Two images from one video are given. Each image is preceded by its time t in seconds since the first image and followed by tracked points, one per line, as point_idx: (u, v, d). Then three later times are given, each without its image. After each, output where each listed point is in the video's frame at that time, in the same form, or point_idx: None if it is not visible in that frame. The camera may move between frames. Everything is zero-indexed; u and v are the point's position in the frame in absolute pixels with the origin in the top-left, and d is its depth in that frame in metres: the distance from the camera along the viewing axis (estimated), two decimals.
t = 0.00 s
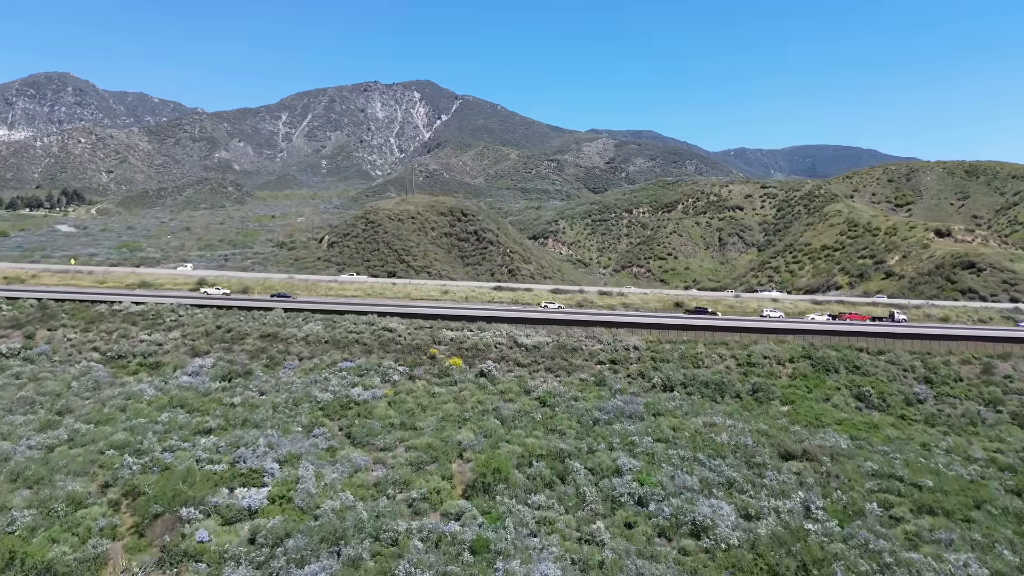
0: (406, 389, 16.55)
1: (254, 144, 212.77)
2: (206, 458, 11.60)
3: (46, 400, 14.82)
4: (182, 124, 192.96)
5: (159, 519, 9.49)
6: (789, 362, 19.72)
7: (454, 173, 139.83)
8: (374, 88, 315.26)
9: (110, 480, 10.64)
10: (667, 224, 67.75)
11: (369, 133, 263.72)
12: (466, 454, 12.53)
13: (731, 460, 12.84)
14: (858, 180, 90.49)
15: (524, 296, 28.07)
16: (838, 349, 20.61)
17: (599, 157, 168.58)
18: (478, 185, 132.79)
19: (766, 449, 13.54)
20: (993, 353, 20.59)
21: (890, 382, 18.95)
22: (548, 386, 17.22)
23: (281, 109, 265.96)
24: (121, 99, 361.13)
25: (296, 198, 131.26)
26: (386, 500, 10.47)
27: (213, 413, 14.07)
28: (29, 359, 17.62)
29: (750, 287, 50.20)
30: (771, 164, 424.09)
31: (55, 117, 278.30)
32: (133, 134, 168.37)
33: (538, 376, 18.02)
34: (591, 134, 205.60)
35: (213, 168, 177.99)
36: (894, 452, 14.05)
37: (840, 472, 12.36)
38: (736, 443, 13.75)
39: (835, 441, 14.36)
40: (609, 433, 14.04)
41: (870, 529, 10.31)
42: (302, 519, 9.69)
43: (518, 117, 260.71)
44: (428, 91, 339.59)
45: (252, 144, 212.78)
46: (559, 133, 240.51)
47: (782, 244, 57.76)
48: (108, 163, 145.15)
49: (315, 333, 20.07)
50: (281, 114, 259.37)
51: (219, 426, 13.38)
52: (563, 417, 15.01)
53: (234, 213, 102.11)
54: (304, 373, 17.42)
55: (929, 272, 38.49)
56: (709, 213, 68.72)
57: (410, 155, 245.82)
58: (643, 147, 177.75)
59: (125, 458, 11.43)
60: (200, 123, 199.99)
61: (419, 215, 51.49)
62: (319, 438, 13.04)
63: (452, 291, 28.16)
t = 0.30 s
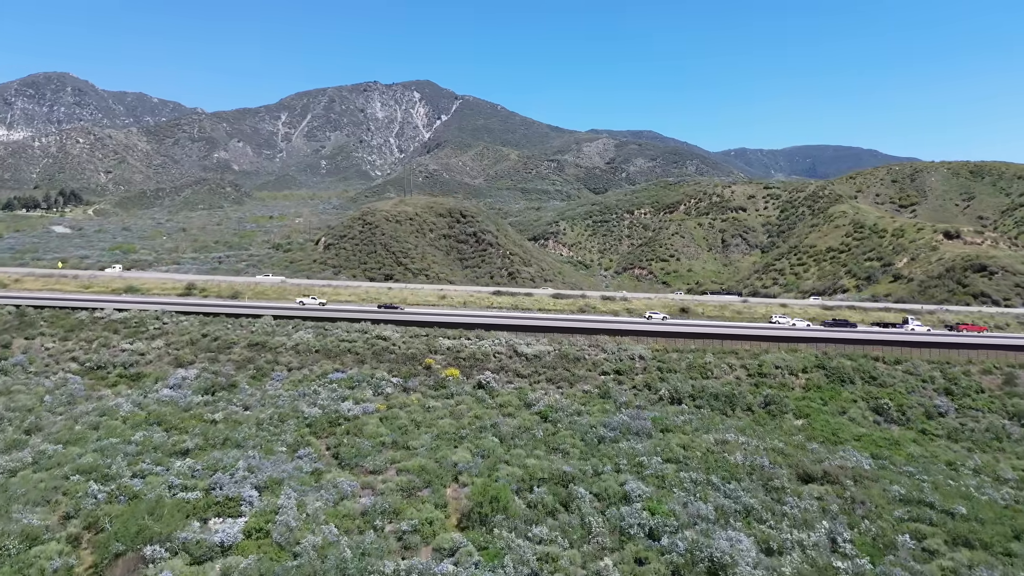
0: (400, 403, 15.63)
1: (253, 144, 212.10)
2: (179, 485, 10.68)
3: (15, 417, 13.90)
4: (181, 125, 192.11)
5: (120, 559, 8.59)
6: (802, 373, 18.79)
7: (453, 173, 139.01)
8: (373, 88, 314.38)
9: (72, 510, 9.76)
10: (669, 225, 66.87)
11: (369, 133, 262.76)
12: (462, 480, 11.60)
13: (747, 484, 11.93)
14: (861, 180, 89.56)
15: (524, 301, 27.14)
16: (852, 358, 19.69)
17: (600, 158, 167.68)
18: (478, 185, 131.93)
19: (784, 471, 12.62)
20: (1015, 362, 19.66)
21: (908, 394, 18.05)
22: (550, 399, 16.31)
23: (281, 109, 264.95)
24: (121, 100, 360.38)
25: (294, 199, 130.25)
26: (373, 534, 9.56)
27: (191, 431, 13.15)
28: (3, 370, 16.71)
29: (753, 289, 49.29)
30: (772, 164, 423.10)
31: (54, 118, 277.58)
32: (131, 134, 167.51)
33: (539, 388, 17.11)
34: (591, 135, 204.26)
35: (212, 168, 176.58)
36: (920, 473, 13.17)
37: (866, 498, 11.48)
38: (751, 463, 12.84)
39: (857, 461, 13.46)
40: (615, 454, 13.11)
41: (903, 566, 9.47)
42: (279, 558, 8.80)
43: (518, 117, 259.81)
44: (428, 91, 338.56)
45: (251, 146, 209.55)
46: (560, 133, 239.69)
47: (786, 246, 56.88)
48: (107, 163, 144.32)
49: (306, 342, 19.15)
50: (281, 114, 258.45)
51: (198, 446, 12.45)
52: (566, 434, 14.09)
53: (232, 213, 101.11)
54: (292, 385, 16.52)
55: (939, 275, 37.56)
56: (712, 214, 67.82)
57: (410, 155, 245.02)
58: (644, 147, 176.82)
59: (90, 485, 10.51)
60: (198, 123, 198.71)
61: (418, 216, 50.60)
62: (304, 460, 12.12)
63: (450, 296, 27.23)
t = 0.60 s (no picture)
0: (393, 418, 14.69)
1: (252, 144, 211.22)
2: (147, 516, 9.76)
3: None
4: (180, 125, 191.28)
5: None
6: (816, 384, 17.87)
7: (453, 173, 138.16)
8: (373, 88, 313.56)
9: (26, 547, 8.84)
10: (671, 226, 65.99)
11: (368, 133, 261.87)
12: (457, 508, 10.69)
13: (765, 511, 11.07)
14: (865, 181, 88.61)
15: (524, 306, 26.22)
16: (868, 368, 18.78)
17: (600, 158, 166.79)
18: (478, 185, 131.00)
19: (804, 496, 11.72)
20: None
21: (929, 407, 17.15)
22: (552, 413, 15.39)
23: (280, 109, 264.17)
24: (121, 100, 359.74)
25: (293, 199, 129.27)
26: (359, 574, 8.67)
27: (167, 452, 12.23)
28: None
29: (758, 292, 48.43)
30: (773, 164, 421.98)
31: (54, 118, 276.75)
32: (130, 134, 166.72)
33: (541, 401, 16.19)
34: (591, 134, 203.35)
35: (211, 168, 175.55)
36: (951, 497, 12.28)
37: (896, 529, 10.66)
38: (768, 486, 11.95)
39: (882, 484, 12.57)
40: (623, 476, 12.21)
41: None
42: None
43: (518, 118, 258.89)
44: (428, 91, 337.52)
45: (250, 146, 208.74)
46: (560, 133, 238.79)
47: (791, 247, 55.98)
48: (105, 163, 143.43)
49: (295, 352, 18.25)
50: (280, 114, 257.59)
51: (173, 469, 11.54)
52: (569, 454, 13.19)
53: (230, 214, 100.21)
54: (279, 399, 15.59)
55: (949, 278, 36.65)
56: (715, 214, 66.91)
57: (410, 155, 244.19)
58: (644, 147, 175.83)
59: (50, 516, 9.60)
60: (198, 123, 198.04)
61: (416, 217, 49.72)
62: (287, 485, 11.21)
63: (448, 301, 26.31)
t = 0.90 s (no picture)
0: (385, 435, 13.78)
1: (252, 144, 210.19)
2: (109, 554, 8.87)
3: None
4: (179, 125, 190.30)
5: None
6: (832, 397, 16.97)
7: (453, 173, 137.26)
8: (373, 88, 312.64)
9: None
10: (673, 227, 65.13)
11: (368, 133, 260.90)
12: (452, 541, 9.81)
13: (786, 544, 10.21)
14: (869, 181, 87.67)
15: (524, 312, 25.31)
16: (886, 379, 17.88)
17: (601, 158, 165.85)
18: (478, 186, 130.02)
19: (828, 526, 10.84)
20: None
21: (951, 422, 16.25)
22: (554, 430, 14.47)
23: (280, 109, 263.32)
24: (121, 100, 358.97)
25: (292, 199, 128.26)
26: None
27: (139, 476, 11.33)
28: None
29: (763, 295, 47.54)
30: (773, 164, 420.88)
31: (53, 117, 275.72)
32: (129, 134, 165.81)
33: (542, 416, 15.28)
34: (591, 134, 202.40)
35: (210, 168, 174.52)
36: (986, 525, 11.48)
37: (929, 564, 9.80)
38: (790, 514, 11.15)
39: (909, 510, 11.71)
40: (631, 503, 11.32)
41: None
42: None
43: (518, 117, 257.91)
44: (428, 91, 336.68)
45: (250, 146, 206.86)
46: (560, 133, 237.85)
47: (795, 249, 55.04)
48: (104, 163, 142.39)
49: (284, 362, 17.34)
50: (280, 114, 256.64)
51: (143, 496, 10.63)
52: (573, 476, 12.30)
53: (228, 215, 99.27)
54: (265, 414, 14.69)
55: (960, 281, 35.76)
56: (718, 215, 66.00)
57: (410, 155, 243.32)
58: (645, 147, 174.88)
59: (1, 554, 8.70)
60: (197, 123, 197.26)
61: (414, 218, 48.84)
62: (266, 514, 10.33)
63: (445, 307, 25.40)
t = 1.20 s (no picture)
0: (376, 455, 12.90)
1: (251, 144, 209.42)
2: None
3: None
4: (178, 125, 189.67)
5: None
6: (849, 411, 16.08)
7: (453, 173, 136.51)
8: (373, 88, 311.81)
9: None
10: (676, 228, 64.33)
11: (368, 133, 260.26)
12: None
13: None
14: (872, 181, 86.75)
15: (524, 318, 24.45)
16: (906, 392, 16.99)
17: (601, 158, 165.05)
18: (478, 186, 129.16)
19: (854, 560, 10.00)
20: None
21: (976, 437, 15.36)
22: (556, 448, 13.59)
23: (280, 109, 262.67)
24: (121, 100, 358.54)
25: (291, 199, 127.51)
26: None
27: (108, 505, 10.49)
28: None
29: (767, 297, 46.68)
30: (774, 164, 419.78)
31: (53, 117, 275.24)
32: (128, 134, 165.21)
33: (544, 432, 14.42)
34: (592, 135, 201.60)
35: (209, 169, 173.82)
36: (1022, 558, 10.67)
37: None
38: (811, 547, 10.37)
39: (938, 541, 10.87)
40: (641, 534, 10.48)
41: None
42: None
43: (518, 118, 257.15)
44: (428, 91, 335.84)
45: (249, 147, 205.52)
46: (561, 133, 236.90)
47: (800, 251, 54.19)
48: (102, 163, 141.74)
49: (273, 374, 16.49)
50: (279, 114, 255.97)
51: (110, 529, 9.78)
52: (577, 501, 11.44)
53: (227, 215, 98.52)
54: (251, 430, 13.81)
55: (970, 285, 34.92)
56: (721, 216, 65.15)
57: (410, 156, 242.60)
58: (645, 147, 173.96)
59: None
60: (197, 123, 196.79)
61: (413, 220, 48.01)
62: (244, 549, 9.50)
63: (443, 313, 24.55)
